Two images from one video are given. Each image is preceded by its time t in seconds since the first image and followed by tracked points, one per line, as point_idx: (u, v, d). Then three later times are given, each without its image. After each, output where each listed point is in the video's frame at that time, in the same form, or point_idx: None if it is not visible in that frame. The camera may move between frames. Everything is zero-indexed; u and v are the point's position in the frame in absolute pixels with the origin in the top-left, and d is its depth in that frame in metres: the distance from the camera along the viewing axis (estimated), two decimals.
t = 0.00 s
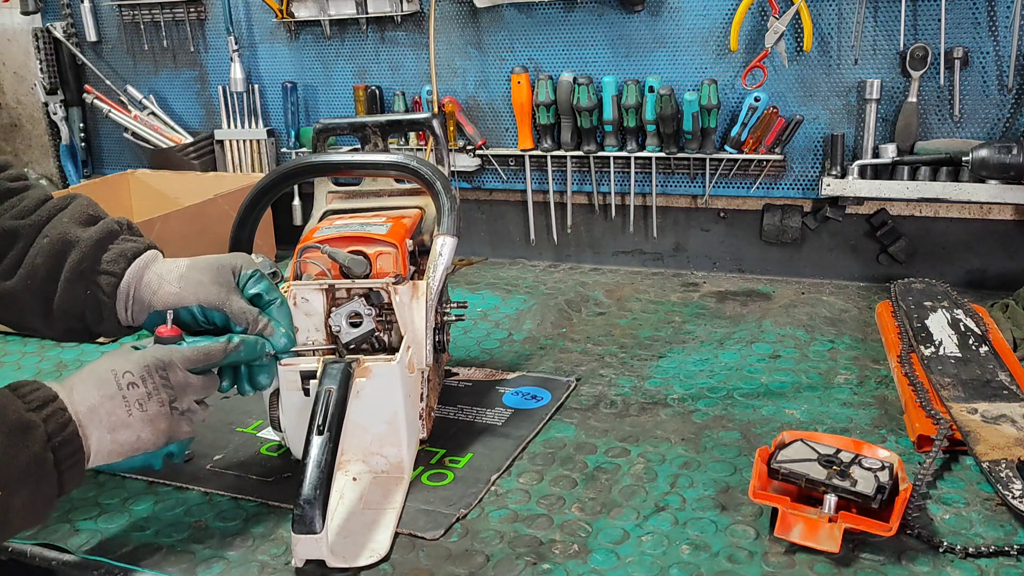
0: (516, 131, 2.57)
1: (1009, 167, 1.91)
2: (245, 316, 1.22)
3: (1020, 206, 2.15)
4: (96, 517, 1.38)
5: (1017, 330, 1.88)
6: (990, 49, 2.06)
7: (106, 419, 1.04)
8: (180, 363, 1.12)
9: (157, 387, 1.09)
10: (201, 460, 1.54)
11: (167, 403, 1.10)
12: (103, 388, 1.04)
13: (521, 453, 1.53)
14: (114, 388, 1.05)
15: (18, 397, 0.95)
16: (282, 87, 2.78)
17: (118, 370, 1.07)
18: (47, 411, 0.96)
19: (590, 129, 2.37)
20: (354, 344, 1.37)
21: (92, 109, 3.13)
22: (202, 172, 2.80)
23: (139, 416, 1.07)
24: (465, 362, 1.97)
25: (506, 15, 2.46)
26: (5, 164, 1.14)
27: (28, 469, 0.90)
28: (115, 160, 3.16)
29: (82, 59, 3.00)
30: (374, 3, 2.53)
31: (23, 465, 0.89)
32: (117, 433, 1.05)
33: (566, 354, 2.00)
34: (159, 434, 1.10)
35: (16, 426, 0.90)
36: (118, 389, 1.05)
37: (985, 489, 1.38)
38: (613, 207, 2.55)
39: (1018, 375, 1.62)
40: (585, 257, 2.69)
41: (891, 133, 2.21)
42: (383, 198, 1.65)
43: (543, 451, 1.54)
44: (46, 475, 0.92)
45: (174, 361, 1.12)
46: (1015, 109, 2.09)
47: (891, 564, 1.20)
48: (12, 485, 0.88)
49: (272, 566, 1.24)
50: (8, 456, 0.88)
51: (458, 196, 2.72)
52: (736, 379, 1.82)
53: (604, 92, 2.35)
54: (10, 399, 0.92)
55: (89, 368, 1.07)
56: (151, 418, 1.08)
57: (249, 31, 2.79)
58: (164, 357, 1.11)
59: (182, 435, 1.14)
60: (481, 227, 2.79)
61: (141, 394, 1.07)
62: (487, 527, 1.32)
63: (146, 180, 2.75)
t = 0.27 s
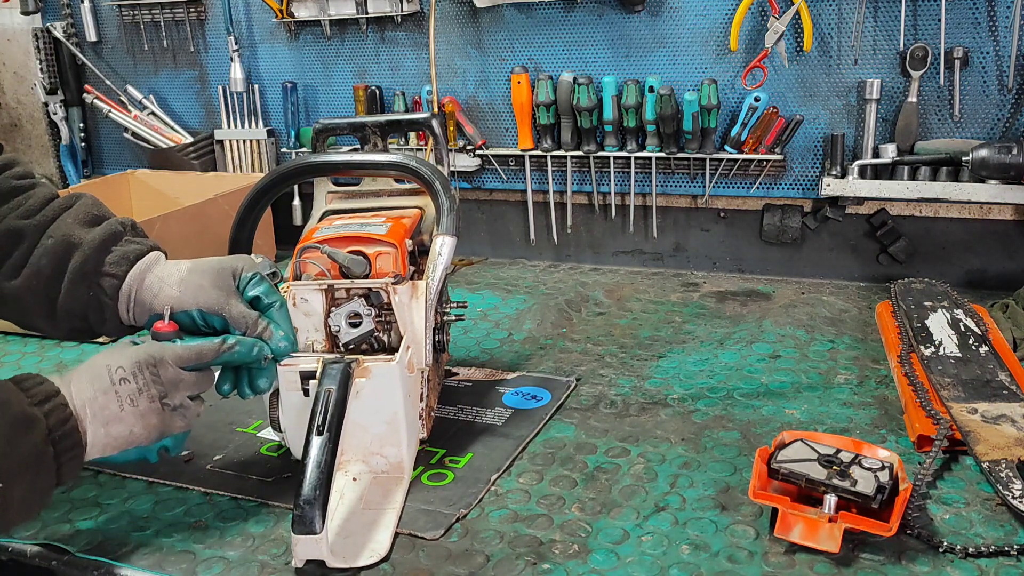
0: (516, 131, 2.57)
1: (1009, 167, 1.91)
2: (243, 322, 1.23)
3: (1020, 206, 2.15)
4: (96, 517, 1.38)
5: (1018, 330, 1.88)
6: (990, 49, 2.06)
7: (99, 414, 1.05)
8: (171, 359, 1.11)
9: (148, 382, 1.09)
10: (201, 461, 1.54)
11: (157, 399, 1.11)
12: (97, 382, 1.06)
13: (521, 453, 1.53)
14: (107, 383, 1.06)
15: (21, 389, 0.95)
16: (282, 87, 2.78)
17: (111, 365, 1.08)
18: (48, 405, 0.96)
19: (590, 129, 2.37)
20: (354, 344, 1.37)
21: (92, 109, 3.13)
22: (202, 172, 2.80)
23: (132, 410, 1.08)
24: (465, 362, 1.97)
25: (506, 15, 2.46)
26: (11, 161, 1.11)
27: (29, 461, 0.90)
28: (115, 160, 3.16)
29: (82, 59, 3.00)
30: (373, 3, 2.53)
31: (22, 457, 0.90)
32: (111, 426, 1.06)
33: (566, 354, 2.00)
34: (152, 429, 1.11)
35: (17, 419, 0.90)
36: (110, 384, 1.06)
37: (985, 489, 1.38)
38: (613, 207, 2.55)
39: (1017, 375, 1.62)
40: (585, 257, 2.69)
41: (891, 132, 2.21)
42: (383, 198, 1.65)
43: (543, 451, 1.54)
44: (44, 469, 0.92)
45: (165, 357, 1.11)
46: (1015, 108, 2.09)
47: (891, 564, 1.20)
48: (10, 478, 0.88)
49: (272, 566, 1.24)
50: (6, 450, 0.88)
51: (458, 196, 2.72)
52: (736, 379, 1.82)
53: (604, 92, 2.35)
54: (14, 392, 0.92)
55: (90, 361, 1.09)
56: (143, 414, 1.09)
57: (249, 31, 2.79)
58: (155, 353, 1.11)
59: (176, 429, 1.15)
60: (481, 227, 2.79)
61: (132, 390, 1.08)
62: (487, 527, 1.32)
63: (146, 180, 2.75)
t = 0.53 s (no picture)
0: (516, 131, 2.57)
1: (1009, 167, 1.91)
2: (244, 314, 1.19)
3: (1020, 206, 2.15)
4: (96, 517, 1.38)
5: (1017, 330, 1.88)
6: (990, 49, 2.06)
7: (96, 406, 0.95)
8: (175, 358, 1.02)
9: (150, 380, 0.99)
10: (200, 461, 1.54)
11: (157, 397, 1.00)
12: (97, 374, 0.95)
13: (521, 453, 1.53)
14: (107, 376, 0.96)
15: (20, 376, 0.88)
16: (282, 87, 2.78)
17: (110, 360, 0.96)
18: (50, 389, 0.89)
19: (590, 129, 2.37)
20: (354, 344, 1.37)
21: (91, 109, 3.13)
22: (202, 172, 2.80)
23: (131, 406, 0.98)
24: (465, 362, 1.97)
25: (506, 15, 2.46)
26: (12, 152, 1.11)
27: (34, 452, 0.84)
28: (115, 160, 3.16)
29: (82, 59, 3.00)
30: (373, 3, 2.53)
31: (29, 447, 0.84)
32: (107, 418, 0.96)
33: (566, 354, 2.00)
34: (147, 426, 1.01)
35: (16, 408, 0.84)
36: (110, 377, 0.96)
37: (985, 489, 1.38)
38: (613, 207, 2.55)
39: (1017, 375, 1.62)
40: (585, 257, 2.69)
41: (891, 132, 2.21)
42: (383, 198, 1.65)
43: (543, 451, 1.54)
44: (49, 457, 0.86)
45: (168, 355, 1.01)
46: (1015, 109, 2.09)
47: (891, 564, 1.20)
48: (17, 467, 0.83)
49: (271, 566, 1.24)
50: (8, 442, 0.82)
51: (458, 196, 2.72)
52: (736, 378, 1.82)
53: (604, 92, 2.35)
54: (12, 379, 0.86)
55: (89, 347, 0.98)
56: (142, 409, 0.99)
57: (249, 31, 2.79)
58: (158, 351, 1.01)
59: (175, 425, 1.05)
60: (481, 227, 2.79)
61: (132, 386, 0.98)
62: (487, 527, 1.32)
63: (146, 180, 2.75)
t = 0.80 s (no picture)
0: (516, 131, 2.57)
1: (1010, 167, 1.91)
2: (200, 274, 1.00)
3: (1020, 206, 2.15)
4: (96, 517, 1.38)
5: (1017, 330, 1.88)
6: (990, 48, 2.06)
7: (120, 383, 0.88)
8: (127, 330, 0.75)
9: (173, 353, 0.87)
10: (201, 461, 1.54)
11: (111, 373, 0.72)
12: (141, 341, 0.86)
13: (521, 453, 1.53)
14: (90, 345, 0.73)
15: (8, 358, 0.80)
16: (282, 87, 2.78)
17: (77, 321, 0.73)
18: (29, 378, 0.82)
19: (590, 129, 2.37)
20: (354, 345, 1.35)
21: (92, 109, 3.13)
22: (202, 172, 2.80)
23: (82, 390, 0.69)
24: (465, 362, 1.97)
25: (506, 15, 2.46)
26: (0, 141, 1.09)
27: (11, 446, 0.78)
28: (115, 160, 3.16)
29: (82, 59, 3.00)
30: (373, 3, 2.53)
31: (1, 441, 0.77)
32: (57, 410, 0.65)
33: (566, 354, 2.00)
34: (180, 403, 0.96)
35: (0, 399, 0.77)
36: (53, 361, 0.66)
37: (985, 489, 1.38)
38: (613, 207, 2.55)
39: (1017, 375, 1.62)
40: (585, 257, 2.69)
41: (891, 132, 2.21)
42: (383, 198, 1.66)
43: (543, 451, 1.54)
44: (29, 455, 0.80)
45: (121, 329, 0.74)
46: (1015, 109, 2.09)
47: (891, 564, 1.20)
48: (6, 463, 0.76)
49: (271, 566, 1.24)
50: None
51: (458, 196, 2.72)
52: (736, 378, 1.82)
53: (604, 92, 2.35)
54: None
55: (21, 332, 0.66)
56: (95, 394, 0.70)
57: (249, 31, 2.79)
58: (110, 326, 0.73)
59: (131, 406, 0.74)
60: (481, 227, 2.79)
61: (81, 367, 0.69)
62: (487, 527, 1.32)
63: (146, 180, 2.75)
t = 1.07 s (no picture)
0: (516, 131, 2.57)
1: (1010, 167, 1.91)
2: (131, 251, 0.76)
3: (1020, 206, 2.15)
4: (96, 517, 1.38)
5: (1018, 330, 1.88)
6: (990, 48, 2.06)
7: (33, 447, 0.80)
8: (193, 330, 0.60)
9: None
10: (201, 461, 1.54)
11: None
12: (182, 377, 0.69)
13: (521, 453, 1.53)
14: None
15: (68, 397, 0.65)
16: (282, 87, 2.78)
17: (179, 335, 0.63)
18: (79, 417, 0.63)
19: (590, 129, 2.37)
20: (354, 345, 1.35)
21: (92, 109, 3.13)
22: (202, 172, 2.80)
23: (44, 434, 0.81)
24: (465, 362, 1.97)
25: (506, 15, 2.46)
26: None
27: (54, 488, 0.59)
28: (115, 160, 3.16)
29: (82, 59, 3.00)
30: (373, 3, 2.53)
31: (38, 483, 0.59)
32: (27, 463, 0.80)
33: (566, 354, 2.00)
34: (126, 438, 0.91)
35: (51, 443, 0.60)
36: None
37: (985, 489, 1.38)
38: (613, 207, 2.55)
39: (1017, 375, 1.62)
40: (585, 257, 2.69)
41: (891, 132, 2.21)
42: (383, 198, 1.66)
43: (543, 451, 1.54)
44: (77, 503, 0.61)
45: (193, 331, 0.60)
46: (1015, 108, 2.09)
47: (891, 564, 1.20)
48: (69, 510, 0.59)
49: (271, 566, 1.24)
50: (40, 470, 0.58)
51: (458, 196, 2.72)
52: (736, 379, 1.82)
53: (603, 92, 2.36)
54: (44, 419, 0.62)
55: None
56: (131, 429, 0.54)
57: (249, 31, 2.79)
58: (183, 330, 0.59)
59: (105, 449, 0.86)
60: (481, 227, 2.79)
61: None
62: (487, 527, 1.32)
63: (146, 180, 2.75)
